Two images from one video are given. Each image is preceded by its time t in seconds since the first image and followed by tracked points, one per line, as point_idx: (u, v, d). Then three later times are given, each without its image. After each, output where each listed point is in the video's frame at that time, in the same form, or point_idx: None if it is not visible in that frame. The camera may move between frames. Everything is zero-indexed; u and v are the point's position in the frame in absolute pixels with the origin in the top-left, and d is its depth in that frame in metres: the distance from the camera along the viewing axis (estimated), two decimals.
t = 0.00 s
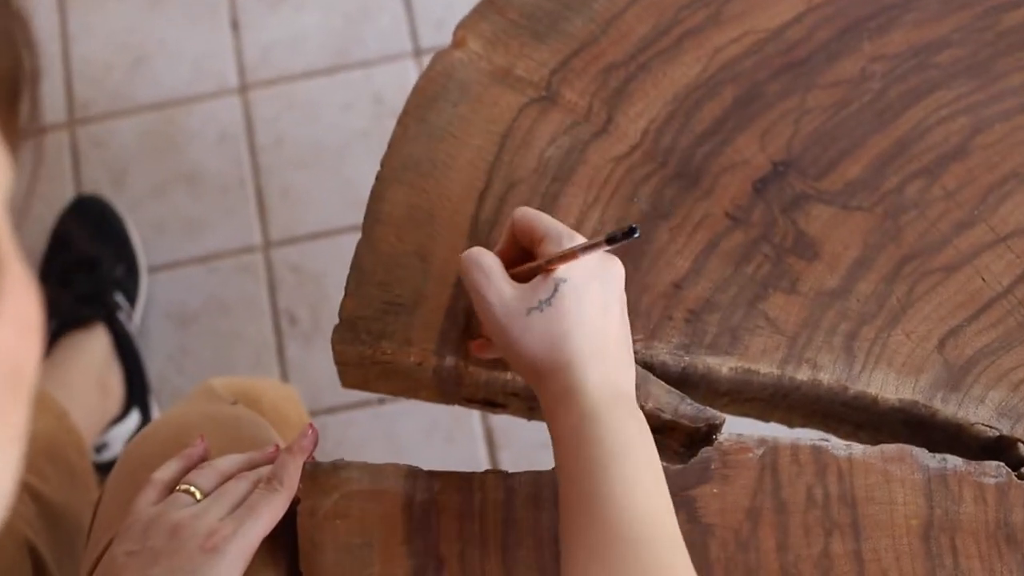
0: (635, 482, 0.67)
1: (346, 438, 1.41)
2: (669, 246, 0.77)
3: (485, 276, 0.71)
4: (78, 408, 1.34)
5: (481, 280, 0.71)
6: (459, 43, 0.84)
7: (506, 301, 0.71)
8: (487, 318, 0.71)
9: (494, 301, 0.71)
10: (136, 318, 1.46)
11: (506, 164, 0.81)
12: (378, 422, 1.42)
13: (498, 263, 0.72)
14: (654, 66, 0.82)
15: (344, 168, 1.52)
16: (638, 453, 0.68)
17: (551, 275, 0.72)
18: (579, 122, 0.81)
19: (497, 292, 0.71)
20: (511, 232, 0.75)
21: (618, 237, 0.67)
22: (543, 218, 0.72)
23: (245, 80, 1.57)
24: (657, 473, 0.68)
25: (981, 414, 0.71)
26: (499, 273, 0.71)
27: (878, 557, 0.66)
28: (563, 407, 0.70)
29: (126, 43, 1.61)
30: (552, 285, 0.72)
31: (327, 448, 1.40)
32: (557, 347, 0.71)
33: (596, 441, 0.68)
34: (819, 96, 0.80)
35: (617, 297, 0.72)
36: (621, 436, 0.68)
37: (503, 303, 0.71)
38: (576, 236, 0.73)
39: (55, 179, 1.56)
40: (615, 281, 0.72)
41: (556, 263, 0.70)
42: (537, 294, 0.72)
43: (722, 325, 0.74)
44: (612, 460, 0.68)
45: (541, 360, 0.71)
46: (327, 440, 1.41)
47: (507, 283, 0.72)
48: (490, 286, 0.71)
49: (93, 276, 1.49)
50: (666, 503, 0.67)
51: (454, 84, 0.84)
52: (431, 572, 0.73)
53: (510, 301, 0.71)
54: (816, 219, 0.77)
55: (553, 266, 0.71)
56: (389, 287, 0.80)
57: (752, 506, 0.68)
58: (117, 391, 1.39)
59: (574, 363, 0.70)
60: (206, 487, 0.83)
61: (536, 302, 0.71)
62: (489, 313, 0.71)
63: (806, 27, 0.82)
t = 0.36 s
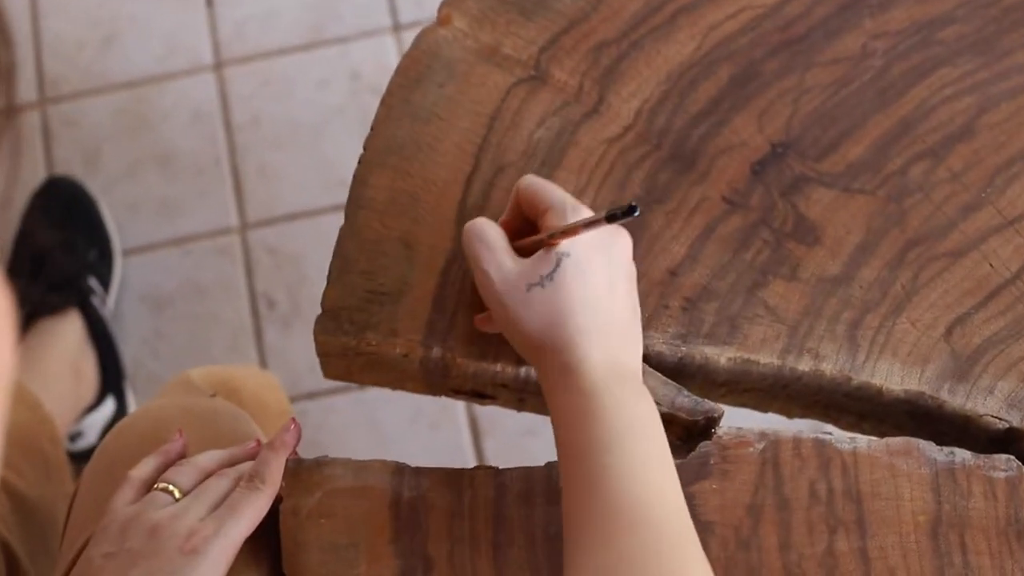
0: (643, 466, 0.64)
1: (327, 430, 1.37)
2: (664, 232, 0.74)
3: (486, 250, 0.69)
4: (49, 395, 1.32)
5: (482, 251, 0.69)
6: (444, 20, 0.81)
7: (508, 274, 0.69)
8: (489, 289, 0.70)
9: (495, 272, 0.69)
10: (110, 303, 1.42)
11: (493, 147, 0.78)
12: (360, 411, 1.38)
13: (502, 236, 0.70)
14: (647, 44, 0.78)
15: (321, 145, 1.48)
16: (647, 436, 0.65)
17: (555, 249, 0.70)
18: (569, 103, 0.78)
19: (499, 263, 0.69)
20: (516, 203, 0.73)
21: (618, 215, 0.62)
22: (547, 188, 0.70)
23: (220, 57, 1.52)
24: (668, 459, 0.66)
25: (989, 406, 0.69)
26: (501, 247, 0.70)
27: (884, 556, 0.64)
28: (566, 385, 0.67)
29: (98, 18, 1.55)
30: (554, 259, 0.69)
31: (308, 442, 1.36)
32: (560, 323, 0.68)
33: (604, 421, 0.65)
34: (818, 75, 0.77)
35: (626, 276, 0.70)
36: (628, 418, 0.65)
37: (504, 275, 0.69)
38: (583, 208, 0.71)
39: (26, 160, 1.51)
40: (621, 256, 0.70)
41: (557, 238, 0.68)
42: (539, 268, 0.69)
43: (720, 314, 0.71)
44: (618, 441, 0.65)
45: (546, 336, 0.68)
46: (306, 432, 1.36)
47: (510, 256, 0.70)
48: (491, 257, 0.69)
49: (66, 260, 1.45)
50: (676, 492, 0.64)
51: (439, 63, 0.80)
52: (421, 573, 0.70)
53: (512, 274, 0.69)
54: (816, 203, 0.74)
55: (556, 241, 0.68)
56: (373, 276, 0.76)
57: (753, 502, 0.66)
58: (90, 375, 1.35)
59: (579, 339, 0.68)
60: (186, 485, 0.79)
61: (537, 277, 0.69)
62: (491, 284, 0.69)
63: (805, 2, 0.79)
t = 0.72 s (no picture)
0: (640, 489, 0.57)
1: (313, 421, 1.34)
2: (661, 214, 0.71)
3: (470, 262, 0.64)
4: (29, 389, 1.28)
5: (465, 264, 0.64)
6: None
7: (493, 289, 0.63)
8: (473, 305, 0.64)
9: (480, 287, 0.64)
10: (92, 293, 1.39)
11: (482, 127, 0.75)
12: (348, 402, 1.35)
13: (487, 248, 0.64)
14: (641, 19, 0.75)
15: (306, 129, 1.44)
16: (643, 459, 0.59)
17: (544, 259, 0.64)
18: (560, 81, 0.75)
19: (485, 276, 0.64)
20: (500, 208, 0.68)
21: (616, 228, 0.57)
22: (537, 195, 0.65)
23: (202, 39, 1.48)
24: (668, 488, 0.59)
25: (1001, 391, 0.66)
26: (486, 258, 0.64)
27: (892, 549, 0.62)
28: (555, 405, 0.61)
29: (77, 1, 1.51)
30: (543, 272, 0.63)
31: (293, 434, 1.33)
32: (548, 339, 0.62)
33: (596, 440, 0.59)
34: (819, 49, 0.74)
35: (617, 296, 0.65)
36: (622, 439, 0.59)
37: (489, 290, 0.63)
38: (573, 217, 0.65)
39: (5, 148, 1.47)
40: (611, 274, 0.65)
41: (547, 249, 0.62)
42: (528, 280, 0.63)
43: (719, 299, 0.69)
44: (613, 462, 0.58)
45: (533, 355, 0.63)
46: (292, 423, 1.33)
47: (495, 267, 0.64)
48: (476, 271, 0.64)
49: (47, 249, 1.42)
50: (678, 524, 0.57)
51: (424, 41, 0.77)
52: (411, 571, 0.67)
53: (498, 287, 0.63)
54: (818, 182, 0.71)
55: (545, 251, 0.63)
56: (358, 262, 0.73)
57: (756, 495, 0.63)
58: (73, 370, 1.32)
59: (569, 355, 0.62)
60: (165, 483, 0.76)
61: (526, 288, 0.63)
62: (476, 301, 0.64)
63: None
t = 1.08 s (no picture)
0: (666, 402, 0.58)
1: (293, 426, 1.31)
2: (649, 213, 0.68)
3: (511, 173, 0.65)
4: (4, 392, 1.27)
5: (505, 175, 0.65)
6: None
7: (534, 199, 0.65)
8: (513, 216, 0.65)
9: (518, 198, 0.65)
10: (70, 293, 1.35)
11: (465, 122, 0.72)
12: (330, 405, 1.32)
13: (529, 159, 0.66)
14: (629, 11, 0.73)
15: (290, 126, 1.41)
16: (674, 375, 0.59)
17: (586, 174, 0.65)
18: (546, 75, 0.73)
19: (525, 187, 0.65)
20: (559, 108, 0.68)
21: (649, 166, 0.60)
22: (594, 103, 0.65)
23: (185, 35, 1.45)
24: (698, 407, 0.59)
25: (999, 396, 0.64)
26: (527, 171, 0.65)
27: (888, 559, 0.59)
28: (589, 317, 0.62)
29: None
30: (585, 185, 0.65)
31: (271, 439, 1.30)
32: (588, 250, 0.64)
33: (626, 353, 0.60)
34: (813, 43, 0.72)
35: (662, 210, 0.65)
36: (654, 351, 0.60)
37: (528, 200, 0.65)
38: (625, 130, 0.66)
39: None
40: (658, 187, 0.66)
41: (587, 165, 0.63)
42: (569, 194, 0.65)
43: (709, 300, 0.66)
44: (641, 375, 0.59)
45: (572, 264, 0.64)
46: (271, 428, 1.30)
47: (534, 182, 0.65)
48: (517, 183, 0.65)
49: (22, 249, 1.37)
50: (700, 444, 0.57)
51: (406, 33, 0.74)
52: None
53: (539, 199, 0.65)
54: (811, 179, 0.69)
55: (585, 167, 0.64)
56: (336, 262, 0.71)
57: (747, 503, 0.61)
58: (49, 373, 1.29)
59: (607, 268, 0.63)
60: (135, 490, 0.73)
61: (566, 202, 0.65)
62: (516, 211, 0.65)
63: None
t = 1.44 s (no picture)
0: (671, 352, 0.55)
1: (273, 429, 1.28)
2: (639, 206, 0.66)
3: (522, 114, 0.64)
4: None
5: (517, 115, 0.64)
6: None
7: (542, 141, 0.64)
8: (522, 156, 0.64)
9: (528, 138, 0.64)
10: (47, 291, 1.31)
11: (448, 113, 0.70)
12: (313, 407, 1.29)
13: (540, 101, 0.65)
14: None
15: (272, 120, 1.38)
16: (679, 323, 0.57)
17: (597, 117, 0.64)
18: (531, 63, 0.70)
19: (536, 127, 0.64)
20: (572, 55, 0.67)
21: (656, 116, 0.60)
22: (607, 49, 0.64)
23: (164, 27, 1.42)
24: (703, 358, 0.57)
25: (1003, 395, 0.61)
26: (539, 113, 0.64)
27: (889, 566, 0.57)
28: (591, 261, 0.60)
29: None
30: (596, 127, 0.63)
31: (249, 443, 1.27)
32: (593, 193, 0.62)
33: (631, 297, 0.57)
34: (807, 29, 0.69)
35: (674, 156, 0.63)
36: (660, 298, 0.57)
37: (538, 140, 0.64)
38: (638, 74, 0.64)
39: None
40: (669, 134, 0.64)
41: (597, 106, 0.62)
42: (579, 136, 0.64)
43: (701, 296, 0.64)
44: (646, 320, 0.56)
45: (576, 206, 0.62)
46: (250, 430, 1.27)
47: (546, 121, 0.65)
48: (528, 123, 0.64)
49: None
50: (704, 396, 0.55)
51: (386, 21, 0.72)
52: None
53: (548, 141, 0.64)
54: (807, 170, 0.66)
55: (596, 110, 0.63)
56: (315, 258, 0.68)
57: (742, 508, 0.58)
58: (25, 372, 1.22)
59: (612, 211, 0.61)
60: (106, 496, 0.70)
61: (574, 144, 0.63)
62: (524, 150, 0.64)
63: None
